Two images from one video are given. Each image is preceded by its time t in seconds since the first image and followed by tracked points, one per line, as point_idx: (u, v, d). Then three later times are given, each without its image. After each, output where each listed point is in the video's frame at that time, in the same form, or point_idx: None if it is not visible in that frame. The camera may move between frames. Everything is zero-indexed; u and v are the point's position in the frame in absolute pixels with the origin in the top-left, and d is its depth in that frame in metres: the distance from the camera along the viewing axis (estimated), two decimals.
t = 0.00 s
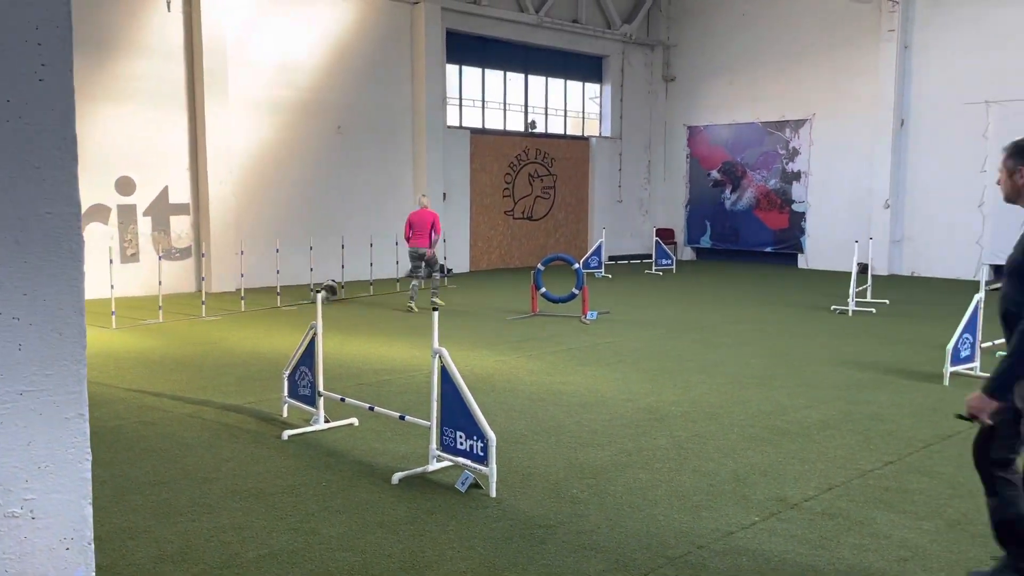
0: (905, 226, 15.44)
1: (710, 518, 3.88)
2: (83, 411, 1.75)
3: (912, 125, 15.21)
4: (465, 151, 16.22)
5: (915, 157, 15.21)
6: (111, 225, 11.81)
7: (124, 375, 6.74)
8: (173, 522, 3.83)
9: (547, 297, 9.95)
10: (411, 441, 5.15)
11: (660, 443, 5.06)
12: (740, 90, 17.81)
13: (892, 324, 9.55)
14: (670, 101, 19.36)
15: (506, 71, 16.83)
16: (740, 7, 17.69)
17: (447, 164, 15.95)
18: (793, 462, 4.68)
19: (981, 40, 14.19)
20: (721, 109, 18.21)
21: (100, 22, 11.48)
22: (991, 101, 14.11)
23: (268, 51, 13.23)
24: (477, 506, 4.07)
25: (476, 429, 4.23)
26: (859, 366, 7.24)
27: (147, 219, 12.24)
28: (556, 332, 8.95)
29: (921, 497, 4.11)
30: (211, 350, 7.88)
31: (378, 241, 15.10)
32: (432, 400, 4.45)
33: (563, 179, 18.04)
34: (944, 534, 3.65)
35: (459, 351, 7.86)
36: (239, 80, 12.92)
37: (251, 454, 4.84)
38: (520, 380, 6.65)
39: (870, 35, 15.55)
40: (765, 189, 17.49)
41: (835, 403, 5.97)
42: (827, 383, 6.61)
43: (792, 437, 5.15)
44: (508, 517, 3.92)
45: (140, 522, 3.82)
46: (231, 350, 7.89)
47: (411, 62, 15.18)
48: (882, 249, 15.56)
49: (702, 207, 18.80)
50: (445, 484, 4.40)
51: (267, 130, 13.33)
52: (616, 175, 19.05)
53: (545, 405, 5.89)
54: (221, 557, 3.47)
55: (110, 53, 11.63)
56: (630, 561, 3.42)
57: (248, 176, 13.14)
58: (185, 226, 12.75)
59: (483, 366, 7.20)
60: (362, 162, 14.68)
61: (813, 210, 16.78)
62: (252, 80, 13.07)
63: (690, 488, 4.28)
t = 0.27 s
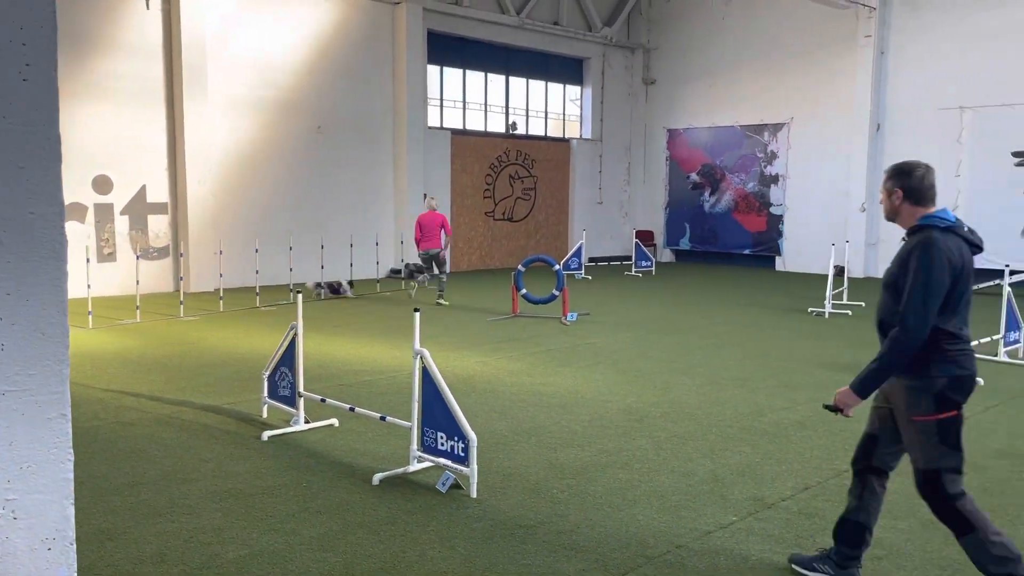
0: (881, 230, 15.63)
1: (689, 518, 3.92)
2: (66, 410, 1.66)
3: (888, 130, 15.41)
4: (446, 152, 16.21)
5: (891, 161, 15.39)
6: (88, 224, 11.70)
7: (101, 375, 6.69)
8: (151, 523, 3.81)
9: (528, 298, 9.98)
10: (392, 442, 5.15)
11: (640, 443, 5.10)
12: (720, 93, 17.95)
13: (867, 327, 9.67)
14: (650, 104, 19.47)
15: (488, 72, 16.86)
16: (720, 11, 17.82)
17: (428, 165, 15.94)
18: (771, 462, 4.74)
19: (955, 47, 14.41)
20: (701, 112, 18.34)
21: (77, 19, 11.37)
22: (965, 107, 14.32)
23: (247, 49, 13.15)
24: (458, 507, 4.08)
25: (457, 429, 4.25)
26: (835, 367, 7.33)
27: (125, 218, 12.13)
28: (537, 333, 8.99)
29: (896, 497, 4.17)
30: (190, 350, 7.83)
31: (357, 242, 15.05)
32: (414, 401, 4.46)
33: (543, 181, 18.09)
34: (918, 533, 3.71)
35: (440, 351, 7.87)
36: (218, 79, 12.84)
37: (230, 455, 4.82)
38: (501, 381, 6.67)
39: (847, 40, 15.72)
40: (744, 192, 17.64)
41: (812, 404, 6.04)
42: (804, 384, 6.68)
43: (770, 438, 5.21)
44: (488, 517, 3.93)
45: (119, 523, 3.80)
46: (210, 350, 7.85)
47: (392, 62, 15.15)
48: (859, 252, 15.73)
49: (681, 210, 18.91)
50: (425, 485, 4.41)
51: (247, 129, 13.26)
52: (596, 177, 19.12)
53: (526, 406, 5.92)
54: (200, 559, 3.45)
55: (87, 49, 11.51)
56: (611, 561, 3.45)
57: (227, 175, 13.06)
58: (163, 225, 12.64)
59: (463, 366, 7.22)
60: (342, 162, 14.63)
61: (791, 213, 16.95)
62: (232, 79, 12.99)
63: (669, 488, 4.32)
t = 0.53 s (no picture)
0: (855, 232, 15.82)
1: (665, 517, 3.96)
2: (44, 409, 1.65)
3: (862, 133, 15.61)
4: (424, 152, 16.19)
5: (865, 164, 15.59)
6: (61, 223, 11.55)
7: (75, 376, 6.62)
8: (127, 524, 3.78)
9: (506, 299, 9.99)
10: (369, 442, 5.15)
11: (617, 443, 5.13)
12: (697, 95, 18.08)
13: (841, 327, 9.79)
14: (628, 106, 19.57)
15: (466, 72, 16.87)
16: (697, 14, 17.95)
17: (406, 165, 15.91)
18: (745, 461, 4.79)
19: (927, 52, 14.63)
20: (678, 114, 18.47)
21: (49, 15, 11.23)
22: (937, 111, 14.54)
23: (223, 47, 13.05)
24: (436, 506, 4.10)
25: (435, 430, 4.25)
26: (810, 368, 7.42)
27: (99, 217, 12.00)
28: (515, 334, 9.01)
29: (868, 494, 4.23)
30: (165, 350, 7.77)
31: (335, 242, 14.99)
32: (392, 401, 4.46)
33: (522, 182, 18.11)
34: (889, 530, 3.77)
35: (418, 352, 7.87)
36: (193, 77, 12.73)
37: (206, 455, 4.79)
38: (478, 382, 6.68)
39: (822, 44, 15.90)
40: (720, 194, 17.79)
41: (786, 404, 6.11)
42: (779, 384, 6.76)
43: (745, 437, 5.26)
44: (466, 517, 3.94)
45: (94, 524, 3.76)
46: (186, 350, 7.79)
47: (370, 62, 15.11)
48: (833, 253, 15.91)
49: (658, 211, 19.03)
50: (403, 485, 4.41)
51: (222, 127, 13.16)
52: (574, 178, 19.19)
53: (504, 406, 5.93)
54: (176, 559, 3.44)
55: (59, 45, 11.37)
56: (587, 559, 3.48)
57: (203, 174, 12.95)
58: (138, 224, 12.51)
59: (441, 367, 7.22)
60: (319, 162, 14.57)
61: (766, 215, 17.11)
62: (207, 77, 12.89)
63: (646, 487, 4.36)
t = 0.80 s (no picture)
0: (825, 233, 16.03)
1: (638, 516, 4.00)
2: (16, 410, 1.46)
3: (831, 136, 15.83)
4: (398, 153, 16.17)
5: (834, 166, 15.81)
6: (30, 223, 11.40)
7: (44, 378, 6.54)
8: (98, 527, 3.75)
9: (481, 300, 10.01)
10: (344, 443, 5.14)
11: (591, 443, 5.17)
12: (670, 98, 18.22)
13: (812, 328, 9.92)
14: (602, 107, 19.67)
15: (441, 73, 16.87)
16: (670, 17, 18.10)
17: (381, 165, 15.87)
18: (717, 460, 4.85)
19: (895, 56, 14.87)
20: (651, 116, 18.60)
21: (16, 12, 11.07)
22: (905, 115, 14.79)
23: (196, 46, 12.95)
24: (411, 507, 4.11)
25: (409, 430, 4.26)
26: (781, 368, 7.52)
27: (69, 217, 11.86)
28: (490, 334, 9.03)
29: (836, 492, 4.31)
30: (137, 351, 7.70)
31: (309, 242, 14.92)
32: (366, 402, 4.46)
33: (496, 182, 18.14)
34: (857, 527, 3.84)
35: (393, 353, 7.86)
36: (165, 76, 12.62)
37: (179, 457, 4.76)
38: (453, 382, 6.70)
39: (793, 48, 16.10)
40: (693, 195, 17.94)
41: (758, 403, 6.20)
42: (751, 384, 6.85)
43: (717, 437, 5.33)
44: (441, 518, 3.95)
45: (65, 527, 3.73)
46: (158, 351, 7.73)
47: (344, 62, 15.05)
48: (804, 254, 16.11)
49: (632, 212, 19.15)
50: (378, 486, 4.42)
51: (195, 127, 13.05)
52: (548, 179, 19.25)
53: (478, 407, 5.95)
54: (149, 562, 3.42)
55: (27, 43, 11.22)
56: (561, 559, 3.51)
57: (175, 174, 12.84)
58: (109, 224, 12.36)
59: (416, 368, 7.23)
60: (293, 162, 14.49)
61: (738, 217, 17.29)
62: (180, 76, 12.78)
63: (619, 487, 4.40)
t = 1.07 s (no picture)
0: (790, 234, 16.25)
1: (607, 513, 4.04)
2: None
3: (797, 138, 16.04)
4: (367, 152, 16.10)
5: (799, 168, 16.03)
6: None
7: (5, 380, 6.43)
8: (63, 531, 3.70)
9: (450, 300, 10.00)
10: (313, 444, 5.12)
11: (561, 442, 5.21)
12: (638, 99, 18.35)
13: (778, 327, 10.06)
14: (571, 108, 19.74)
15: (410, 73, 16.82)
16: (638, 19, 18.22)
17: (349, 165, 15.79)
18: (684, 458, 4.91)
19: (858, 60, 15.14)
20: (620, 117, 18.71)
21: None
22: (868, 117, 15.06)
23: (161, 43, 12.79)
24: (381, 507, 4.10)
25: (379, 430, 4.25)
26: (747, 366, 7.61)
27: (30, 217, 11.65)
28: (459, 334, 9.04)
29: (801, 488, 4.39)
30: (101, 353, 7.58)
31: (277, 242, 14.80)
32: (335, 402, 4.45)
33: (466, 182, 18.14)
34: (822, 522, 3.91)
35: (362, 353, 7.83)
36: (130, 74, 12.46)
37: (145, 459, 4.71)
38: (423, 382, 6.70)
39: (759, 51, 16.31)
40: (661, 196, 18.09)
41: (724, 402, 6.28)
42: (718, 382, 6.93)
43: (685, 434, 5.39)
44: (411, 518, 3.95)
45: (27, 532, 3.67)
46: (123, 353, 7.63)
47: (312, 60, 14.95)
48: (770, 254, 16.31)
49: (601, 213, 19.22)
50: (348, 486, 4.41)
51: (160, 125, 12.88)
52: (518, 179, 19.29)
53: (448, 407, 5.95)
54: (115, 565, 3.38)
55: None
56: (530, 557, 3.53)
57: (139, 173, 12.67)
58: (72, 224, 12.16)
59: (386, 368, 7.21)
60: (260, 161, 14.37)
61: (706, 217, 17.47)
62: (145, 74, 12.62)
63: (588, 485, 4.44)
